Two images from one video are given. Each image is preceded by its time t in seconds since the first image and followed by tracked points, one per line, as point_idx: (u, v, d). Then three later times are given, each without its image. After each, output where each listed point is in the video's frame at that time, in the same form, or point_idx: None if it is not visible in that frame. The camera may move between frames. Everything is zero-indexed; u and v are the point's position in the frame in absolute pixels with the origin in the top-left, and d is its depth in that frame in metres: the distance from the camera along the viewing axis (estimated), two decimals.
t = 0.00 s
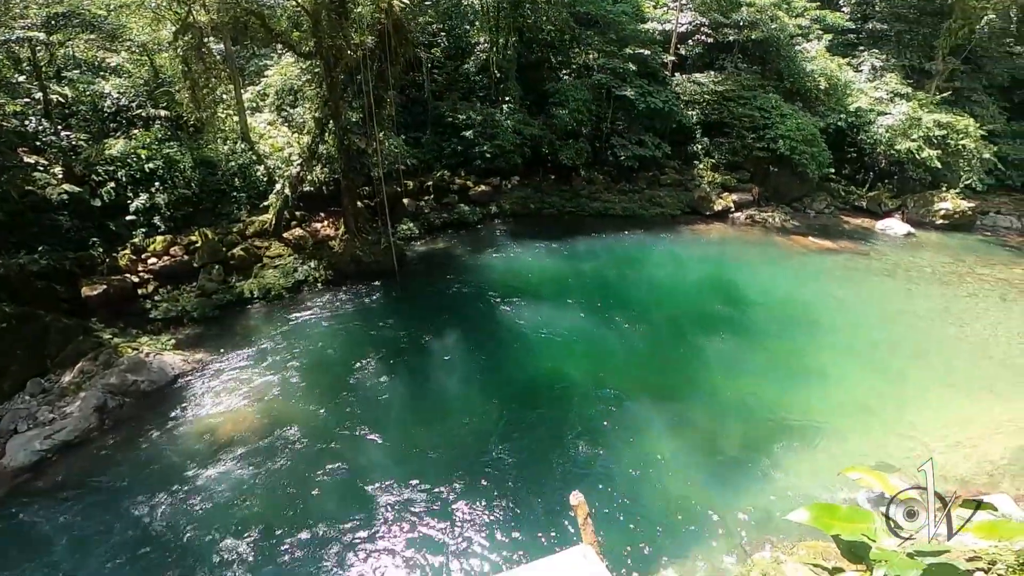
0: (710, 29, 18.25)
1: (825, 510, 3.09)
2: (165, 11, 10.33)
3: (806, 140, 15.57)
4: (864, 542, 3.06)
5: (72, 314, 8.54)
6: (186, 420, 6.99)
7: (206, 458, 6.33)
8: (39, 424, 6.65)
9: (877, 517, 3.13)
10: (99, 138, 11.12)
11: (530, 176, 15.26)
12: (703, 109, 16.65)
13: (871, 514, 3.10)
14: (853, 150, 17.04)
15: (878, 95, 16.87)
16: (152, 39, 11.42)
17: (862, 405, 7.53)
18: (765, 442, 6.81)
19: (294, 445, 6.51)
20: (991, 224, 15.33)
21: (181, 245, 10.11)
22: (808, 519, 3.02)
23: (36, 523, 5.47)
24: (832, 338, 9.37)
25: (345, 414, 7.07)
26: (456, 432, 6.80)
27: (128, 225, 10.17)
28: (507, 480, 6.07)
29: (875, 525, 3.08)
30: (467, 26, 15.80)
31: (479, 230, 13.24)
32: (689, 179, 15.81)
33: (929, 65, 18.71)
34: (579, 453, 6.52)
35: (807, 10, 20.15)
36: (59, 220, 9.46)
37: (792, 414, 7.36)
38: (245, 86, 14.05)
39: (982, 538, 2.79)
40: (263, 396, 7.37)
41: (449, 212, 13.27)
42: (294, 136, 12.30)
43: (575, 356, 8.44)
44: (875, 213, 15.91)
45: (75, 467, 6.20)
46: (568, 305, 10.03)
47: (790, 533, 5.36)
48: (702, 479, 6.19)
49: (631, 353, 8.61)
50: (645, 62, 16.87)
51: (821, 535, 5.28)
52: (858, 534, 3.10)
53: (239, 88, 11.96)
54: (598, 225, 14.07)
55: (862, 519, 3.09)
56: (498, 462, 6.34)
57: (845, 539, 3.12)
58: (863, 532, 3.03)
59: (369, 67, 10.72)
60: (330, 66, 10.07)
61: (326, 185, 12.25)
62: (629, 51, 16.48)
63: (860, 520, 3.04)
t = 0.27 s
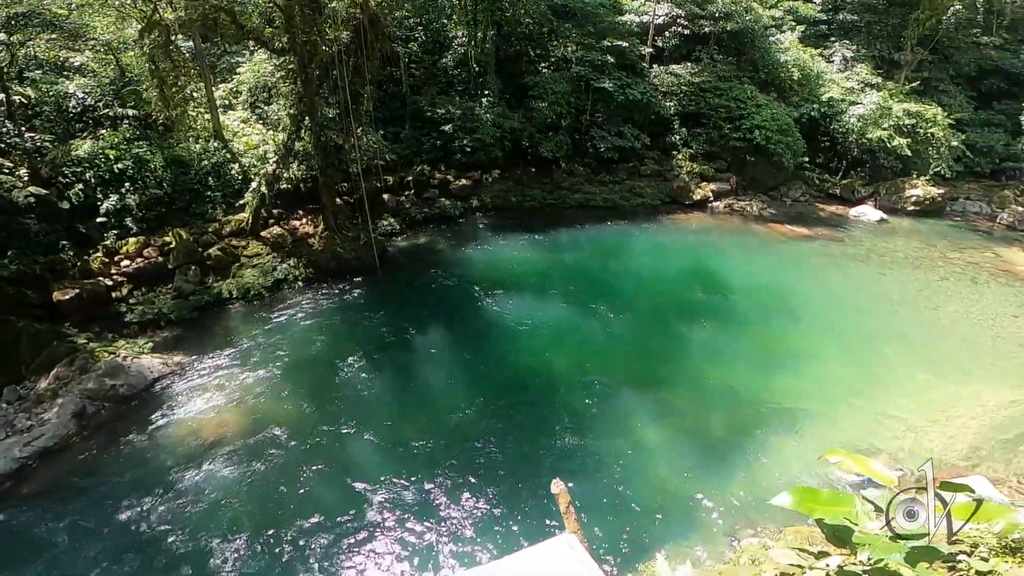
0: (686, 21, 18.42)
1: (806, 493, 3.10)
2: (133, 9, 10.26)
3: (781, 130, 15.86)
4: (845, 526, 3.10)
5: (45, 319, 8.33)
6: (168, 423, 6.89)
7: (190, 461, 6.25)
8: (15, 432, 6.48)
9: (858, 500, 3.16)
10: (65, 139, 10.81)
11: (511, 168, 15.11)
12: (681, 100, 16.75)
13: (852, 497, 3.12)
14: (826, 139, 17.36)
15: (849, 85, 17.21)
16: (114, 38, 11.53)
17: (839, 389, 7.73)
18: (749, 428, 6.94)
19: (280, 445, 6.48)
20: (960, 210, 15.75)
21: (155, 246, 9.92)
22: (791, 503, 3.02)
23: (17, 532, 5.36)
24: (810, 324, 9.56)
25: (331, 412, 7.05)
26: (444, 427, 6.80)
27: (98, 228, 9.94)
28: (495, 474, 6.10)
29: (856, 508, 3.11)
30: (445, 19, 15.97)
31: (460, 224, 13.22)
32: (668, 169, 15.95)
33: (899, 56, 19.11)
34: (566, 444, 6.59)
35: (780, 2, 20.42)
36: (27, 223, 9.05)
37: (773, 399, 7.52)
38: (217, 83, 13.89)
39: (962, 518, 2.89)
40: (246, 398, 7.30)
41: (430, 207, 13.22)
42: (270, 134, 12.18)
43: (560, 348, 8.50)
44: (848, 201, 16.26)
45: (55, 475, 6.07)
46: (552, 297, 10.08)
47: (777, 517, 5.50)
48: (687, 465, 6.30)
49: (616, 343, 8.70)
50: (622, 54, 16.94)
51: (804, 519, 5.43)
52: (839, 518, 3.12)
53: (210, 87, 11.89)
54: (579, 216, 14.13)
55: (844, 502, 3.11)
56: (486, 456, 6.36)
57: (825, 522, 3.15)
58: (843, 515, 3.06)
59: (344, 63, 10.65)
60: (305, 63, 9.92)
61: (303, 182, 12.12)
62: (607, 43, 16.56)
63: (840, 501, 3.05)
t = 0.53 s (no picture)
0: (663, 14, 18.55)
1: (786, 479, 3.02)
2: (100, 8, 10.27)
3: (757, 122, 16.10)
4: (826, 512, 3.02)
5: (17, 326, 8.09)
6: (149, 428, 6.78)
7: (173, 466, 6.16)
8: None
9: (839, 485, 3.09)
10: (29, 140, 10.39)
11: (492, 163, 15.04)
12: (658, 93, 16.84)
13: (833, 483, 3.05)
14: (799, 130, 17.65)
15: (821, 77, 17.52)
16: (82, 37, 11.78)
17: (819, 376, 7.91)
18: (732, 417, 7.07)
19: (266, 446, 6.42)
20: (929, 198, 16.16)
21: (127, 249, 9.69)
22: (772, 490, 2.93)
23: None
24: (788, 312, 9.75)
25: (318, 412, 7.00)
26: (431, 423, 6.81)
27: (68, 231, 9.63)
28: (484, 469, 6.13)
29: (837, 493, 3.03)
30: (422, 16, 15.60)
31: (441, 220, 13.18)
32: (647, 162, 16.09)
33: (868, 47, 19.51)
34: (553, 438, 6.64)
35: None
36: None
37: (755, 387, 7.67)
38: (187, 81, 13.67)
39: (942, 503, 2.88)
40: (228, 400, 7.21)
41: (410, 203, 13.15)
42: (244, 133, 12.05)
43: (545, 341, 8.55)
44: (822, 190, 16.60)
45: (34, 484, 5.93)
46: (535, 290, 10.12)
47: (762, 504, 5.64)
48: (673, 455, 6.40)
49: (599, 335, 8.78)
50: (600, 48, 16.99)
51: (789, 505, 5.58)
52: (821, 504, 3.04)
53: (180, 86, 11.71)
54: (560, 210, 14.19)
55: (824, 488, 3.02)
56: (474, 452, 6.39)
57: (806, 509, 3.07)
58: (825, 501, 2.97)
59: (319, 60, 10.52)
60: (278, 60, 9.68)
61: (280, 181, 11.96)
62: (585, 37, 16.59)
63: (822, 487, 2.97)
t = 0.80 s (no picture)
0: (634, 8, 18.67)
1: (762, 464, 3.29)
2: (52, 8, 10.02)
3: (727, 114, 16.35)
4: (802, 495, 3.26)
5: None
6: (122, 436, 6.60)
7: (149, 473, 6.02)
8: None
9: (812, 471, 3.33)
10: None
11: (465, 159, 15.00)
12: (631, 87, 16.95)
13: (808, 469, 3.30)
14: (767, 122, 17.98)
15: (787, 69, 17.87)
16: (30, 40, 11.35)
17: (791, 363, 8.12)
18: (710, 404, 7.23)
19: (247, 450, 6.33)
20: (892, 186, 16.65)
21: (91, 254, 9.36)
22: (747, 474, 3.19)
23: None
24: (760, 299, 9.99)
25: (298, 414, 6.92)
26: (414, 421, 6.79)
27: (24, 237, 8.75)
28: (467, 465, 6.15)
29: (812, 478, 3.30)
30: (394, 12, 15.48)
31: (416, 217, 13.11)
32: (621, 154, 16.22)
33: (831, 40, 19.95)
34: (536, 431, 6.70)
35: None
36: None
37: (730, 375, 7.84)
38: (146, 81, 13.27)
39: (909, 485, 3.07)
40: (204, 405, 7.07)
41: (384, 201, 13.02)
42: (210, 133, 11.76)
43: (524, 335, 8.60)
44: (790, 180, 16.98)
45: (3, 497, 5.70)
46: (513, 285, 10.16)
47: (741, 490, 5.80)
48: (654, 444, 6.52)
49: (577, 328, 8.87)
50: (573, 42, 17.03)
51: (769, 490, 5.75)
52: (797, 491, 3.28)
53: (140, 86, 11.37)
54: (535, 205, 14.25)
55: (798, 474, 3.28)
56: (458, 448, 6.40)
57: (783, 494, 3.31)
58: (799, 486, 3.22)
59: (287, 58, 10.35)
60: (244, 59, 9.58)
61: (248, 181, 11.70)
62: (557, 31, 16.61)
63: (796, 472, 3.23)
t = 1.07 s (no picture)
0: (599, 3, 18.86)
1: (730, 453, 3.79)
2: None
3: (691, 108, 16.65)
4: (770, 481, 3.78)
5: None
6: (88, 450, 6.35)
7: (121, 485, 5.82)
8: None
9: (779, 457, 3.86)
10: None
11: (433, 157, 14.89)
12: (597, 82, 17.06)
13: (774, 455, 3.83)
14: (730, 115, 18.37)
15: (747, 63, 18.28)
16: None
17: (760, 349, 8.36)
18: (684, 393, 7.38)
19: (222, 457, 6.18)
20: (849, 175, 17.24)
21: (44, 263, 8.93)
22: (716, 463, 3.70)
23: None
24: (728, 288, 10.23)
25: (272, 421, 6.78)
26: (392, 423, 6.74)
27: None
28: (449, 464, 6.13)
29: (778, 464, 3.83)
30: (358, 9, 15.17)
31: (386, 217, 12.98)
32: (589, 149, 16.35)
33: (788, 34, 20.47)
34: (515, 427, 6.73)
35: None
36: None
37: (702, 363, 8.01)
38: (94, 84, 12.76)
39: (865, 467, 3.59)
40: (173, 414, 6.86)
41: (352, 201, 12.84)
42: (166, 136, 11.38)
43: (498, 332, 8.62)
44: (752, 171, 17.42)
45: None
46: (486, 282, 10.16)
47: (717, 478, 5.96)
48: (632, 435, 6.63)
49: (551, 322, 8.93)
50: (540, 38, 17.05)
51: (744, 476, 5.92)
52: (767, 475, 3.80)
53: (90, 89, 10.96)
54: (506, 202, 14.27)
55: (766, 460, 3.81)
56: (437, 448, 6.37)
57: (754, 479, 3.83)
58: (768, 472, 3.75)
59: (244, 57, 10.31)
60: (199, 60, 9.23)
61: (210, 184, 11.32)
62: (523, 27, 16.64)
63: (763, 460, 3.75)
